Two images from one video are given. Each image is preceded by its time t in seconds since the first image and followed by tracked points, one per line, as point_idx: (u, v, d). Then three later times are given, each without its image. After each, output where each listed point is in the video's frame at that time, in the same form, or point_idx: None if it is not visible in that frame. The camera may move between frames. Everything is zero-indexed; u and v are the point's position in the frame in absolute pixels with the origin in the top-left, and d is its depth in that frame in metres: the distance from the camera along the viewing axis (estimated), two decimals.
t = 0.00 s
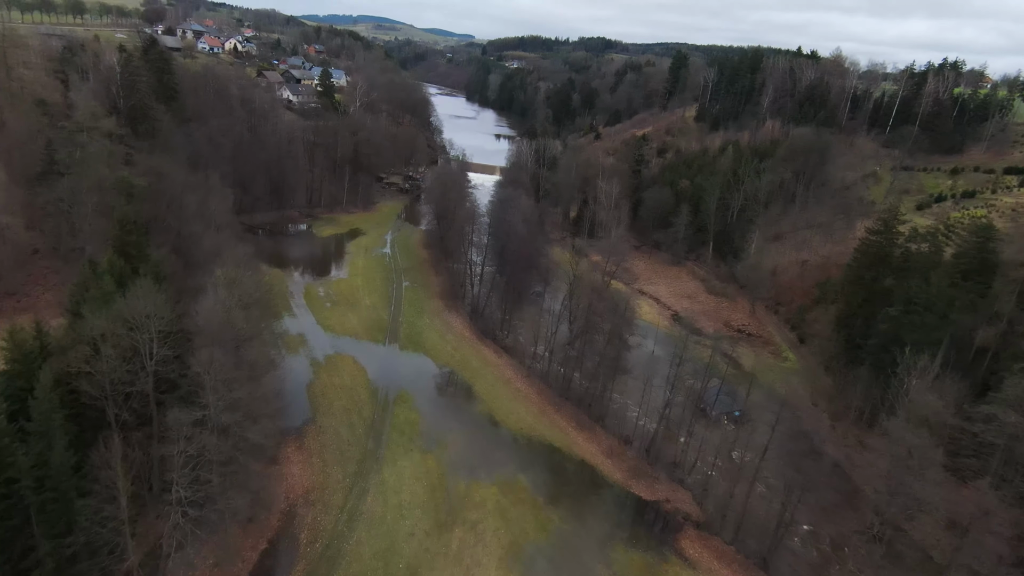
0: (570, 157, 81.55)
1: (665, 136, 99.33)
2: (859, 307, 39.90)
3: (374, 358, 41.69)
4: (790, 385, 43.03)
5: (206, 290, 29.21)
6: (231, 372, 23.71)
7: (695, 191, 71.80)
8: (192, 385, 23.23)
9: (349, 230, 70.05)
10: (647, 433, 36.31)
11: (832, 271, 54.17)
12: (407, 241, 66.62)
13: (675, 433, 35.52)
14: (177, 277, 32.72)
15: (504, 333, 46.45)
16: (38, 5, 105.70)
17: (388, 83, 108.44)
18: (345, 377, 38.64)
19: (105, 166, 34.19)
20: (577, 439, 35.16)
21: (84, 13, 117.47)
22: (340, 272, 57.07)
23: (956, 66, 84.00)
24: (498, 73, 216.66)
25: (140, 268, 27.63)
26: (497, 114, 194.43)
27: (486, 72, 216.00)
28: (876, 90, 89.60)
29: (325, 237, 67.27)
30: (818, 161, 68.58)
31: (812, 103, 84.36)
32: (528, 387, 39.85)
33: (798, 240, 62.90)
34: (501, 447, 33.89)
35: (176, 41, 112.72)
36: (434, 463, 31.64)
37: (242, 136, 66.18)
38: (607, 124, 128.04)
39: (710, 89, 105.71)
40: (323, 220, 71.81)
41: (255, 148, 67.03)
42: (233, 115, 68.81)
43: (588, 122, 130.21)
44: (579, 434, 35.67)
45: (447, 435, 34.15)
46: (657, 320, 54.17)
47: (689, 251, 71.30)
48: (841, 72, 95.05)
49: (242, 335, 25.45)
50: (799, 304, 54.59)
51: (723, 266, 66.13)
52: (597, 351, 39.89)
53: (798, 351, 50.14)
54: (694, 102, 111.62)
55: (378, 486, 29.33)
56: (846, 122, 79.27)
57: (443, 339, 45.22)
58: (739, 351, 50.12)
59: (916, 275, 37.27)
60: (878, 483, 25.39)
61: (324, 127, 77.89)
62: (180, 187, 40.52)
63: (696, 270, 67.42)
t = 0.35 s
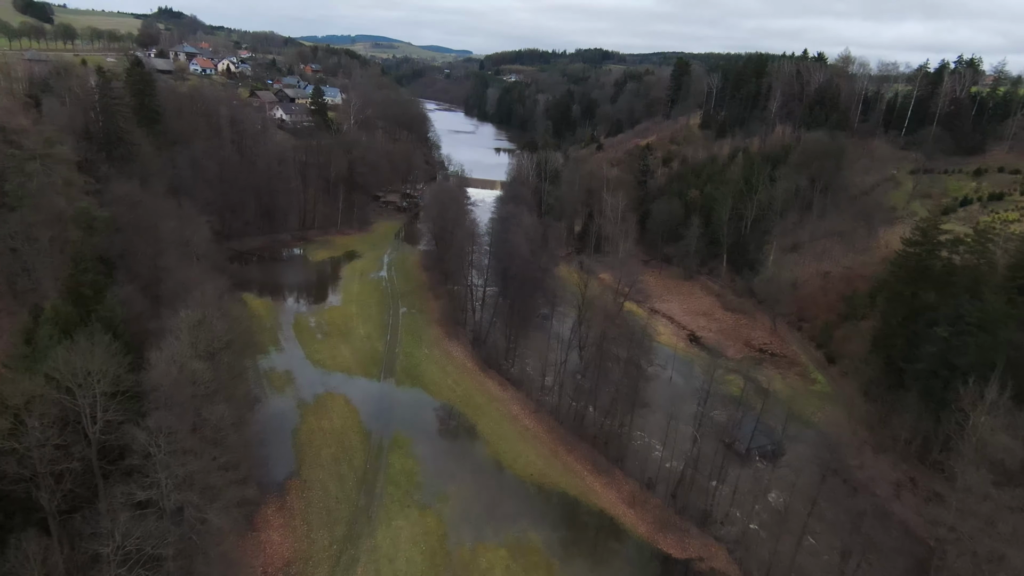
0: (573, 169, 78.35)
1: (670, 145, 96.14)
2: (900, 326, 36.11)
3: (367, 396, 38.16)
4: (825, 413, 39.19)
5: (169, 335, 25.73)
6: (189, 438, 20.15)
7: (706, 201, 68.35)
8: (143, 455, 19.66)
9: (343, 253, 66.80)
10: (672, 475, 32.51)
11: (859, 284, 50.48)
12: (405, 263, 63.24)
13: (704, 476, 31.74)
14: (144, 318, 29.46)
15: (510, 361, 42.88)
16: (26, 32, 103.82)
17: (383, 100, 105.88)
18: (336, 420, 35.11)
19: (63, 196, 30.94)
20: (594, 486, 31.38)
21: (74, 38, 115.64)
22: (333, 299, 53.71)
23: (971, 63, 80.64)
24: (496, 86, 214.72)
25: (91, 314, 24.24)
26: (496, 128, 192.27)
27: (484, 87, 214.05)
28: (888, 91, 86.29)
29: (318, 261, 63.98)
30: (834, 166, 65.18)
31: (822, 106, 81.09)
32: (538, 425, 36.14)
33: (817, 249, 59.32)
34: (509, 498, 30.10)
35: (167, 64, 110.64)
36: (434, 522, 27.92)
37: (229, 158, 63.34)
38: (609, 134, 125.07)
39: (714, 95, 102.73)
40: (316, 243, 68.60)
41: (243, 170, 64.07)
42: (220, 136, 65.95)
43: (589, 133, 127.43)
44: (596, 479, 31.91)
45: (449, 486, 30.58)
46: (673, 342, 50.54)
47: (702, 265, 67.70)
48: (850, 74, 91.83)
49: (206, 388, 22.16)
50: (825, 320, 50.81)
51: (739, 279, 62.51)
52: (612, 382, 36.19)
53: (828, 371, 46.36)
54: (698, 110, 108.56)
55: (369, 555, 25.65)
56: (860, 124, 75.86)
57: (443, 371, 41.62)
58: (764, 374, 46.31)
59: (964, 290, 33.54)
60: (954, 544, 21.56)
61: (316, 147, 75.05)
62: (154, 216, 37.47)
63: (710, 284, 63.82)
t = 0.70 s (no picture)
0: (589, 182, 75.15)
1: (690, 163, 92.72)
2: (951, 383, 32.50)
3: (353, 417, 34.84)
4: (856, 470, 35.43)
5: (123, 348, 22.50)
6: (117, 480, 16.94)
7: (727, 224, 64.85)
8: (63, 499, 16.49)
9: (344, 255, 63.69)
10: (685, 534, 28.91)
11: (892, 324, 46.71)
12: (407, 270, 60.05)
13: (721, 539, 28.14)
14: (109, 323, 26.58)
15: (511, 386, 39.47)
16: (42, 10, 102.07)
17: (399, 98, 103.21)
18: (315, 444, 31.81)
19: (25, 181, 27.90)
20: (597, 541, 27.85)
21: (91, 19, 113.95)
22: (327, 304, 50.54)
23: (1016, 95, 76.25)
24: (515, 92, 212.09)
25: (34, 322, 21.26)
26: (512, 133, 189.71)
27: (503, 92, 211.52)
28: (924, 120, 82.52)
29: (316, 262, 60.93)
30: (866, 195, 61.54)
31: (855, 130, 77.37)
32: (538, 464, 32.64)
33: (845, 282, 55.65)
34: (500, 550, 26.64)
35: (182, 50, 108.56)
36: None
37: (231, 150, 60.57)
38: (628, 147, 121.79)
39: (739, 114, 99.32)
40: (317, 243, 65.58)
41: (245, 163, 61.22)
42: (224, 126, 63.19)
43: (606, 145, 124.28)
44: (599, 533, 28.39)
45: (434, 532, 27.19)
46: (688, 374, 47.02)
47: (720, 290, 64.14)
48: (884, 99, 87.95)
49: (153, 417, 18.99)
50: (853, 362, 47.09)
51: (759, 309, 58.88)
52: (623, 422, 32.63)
53: (855, 419, 42.63)
54: (721, 128, 105.17)
55: None
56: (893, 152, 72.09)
57: (438, 394, 38.24)
58: (786, 417, 42.64)
59: None
60: None
61: (324, 143, 72.27)
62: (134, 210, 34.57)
63: (727, 313, 60.22)
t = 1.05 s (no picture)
0: (612, 185, 71.77)
1: (717, 163, 88.62)
2: None
3: (361, 449, 31.92)
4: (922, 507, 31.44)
5: (94, 392, 19.42)
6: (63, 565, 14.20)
7: (761, 227, 60.85)
8: None
9: (357, 266, 61.10)
10: None
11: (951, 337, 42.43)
12: (422, 281, 57.21)
13: None
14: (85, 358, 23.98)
15: (534, 411, 36.18)
16: (57, 23, 101.97)
17: (414, 103, 100.96)
18: (319, 482, 28.96)
19: None
20: None
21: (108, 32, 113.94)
22: (338, 321, 47.86)
23: None
24: (532, 94, 209.07)
25: None
26: (530, 136, 186.85)
27: (520, 94, 208.79)
28: (968, 112, 77.49)
29: (328, 275, 58.44)
30: (912, 194, 57.13)
31: (895, 125, 72.63)
32: (564, 502, 29.33)
33: (893, 289, 51.32)
34: None
35: (196, 60, 107.67)
36: None
37: (239, 160, 58.49)
38: (650, 148, 117.88)
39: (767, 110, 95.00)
40: (329, 254, 63.15)
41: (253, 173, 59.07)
42: (232, 136, 61.21)
43: (628, 146, 120.64)
44: None
45: None
46: (725, 394, 43.26)
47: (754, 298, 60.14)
48: (925, 91, 82.75)
49: (115, 479, 16.26)
50: (906, 378, 42.91)
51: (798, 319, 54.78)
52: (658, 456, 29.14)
53: (913, 444, 38.52)
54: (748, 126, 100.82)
55: None
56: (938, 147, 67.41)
57: (454, 421, 35.18)
58: (836, 442, 38.69)
59: None
60: None
61: (336, 151, 69.97)
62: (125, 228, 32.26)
63: (763, 323, 56.20)
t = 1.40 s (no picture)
0: (628, 171, 68.28)
1: (736, 136, 84.33)
2: None
3: (389, 488, 29.40)
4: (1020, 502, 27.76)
5: (69, 480, 17.29)
6: None
7: (793, 201, 56.85)
8: None
9: (372, 282, 58.75)
10: None
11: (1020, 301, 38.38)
12: (440, 292, 54.54)
13: None
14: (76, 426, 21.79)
15: (572, 427, 33.25)
16: (54, 64, 101.54)
17: (415, 107, 98.37)
18: (346, 532, 26.54)
19: None
20: None
21: (105, 67, 113.48)
22: (355, 343, 45.45)
23: None
24: (535, 86, 205.24)
25: None
26: (537, 128, 183.36)
27: (523, 87, 205.05)
28: (1004, 55, 72.00)
29: (342, 295, 56.11)
30: (955, 148, 52.70)
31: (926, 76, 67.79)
32: (617, 531, 26.36)
33: (947, 253, 47.06)
34: None
35: (193, 86, 106.41)
36: None
37: (239, 184, 56.43)
38: (662, 128, 113.68)
39: (784, 76, 90.31)
40: (342, 273, 60.84)
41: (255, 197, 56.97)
42: (231, 161, 59.23)
43: (638, 129, 116.74)
44: None
45: None
46: (777, 386, 39.78)
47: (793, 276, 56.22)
48: (953, 37, 77.40)
49: None
50: (977, 352, 38.93)
51: (844, 295, 50.78)
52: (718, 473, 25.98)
53: (996, 426, 34.61)
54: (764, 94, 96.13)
55: None
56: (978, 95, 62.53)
57: (486, 446, 32.42)
58: (908, 431, 34.96)
59: None
60: None
61: (339, 164, 67.66)
62: (115, 274, 30.16)
63: (806, 303, 52.38)
